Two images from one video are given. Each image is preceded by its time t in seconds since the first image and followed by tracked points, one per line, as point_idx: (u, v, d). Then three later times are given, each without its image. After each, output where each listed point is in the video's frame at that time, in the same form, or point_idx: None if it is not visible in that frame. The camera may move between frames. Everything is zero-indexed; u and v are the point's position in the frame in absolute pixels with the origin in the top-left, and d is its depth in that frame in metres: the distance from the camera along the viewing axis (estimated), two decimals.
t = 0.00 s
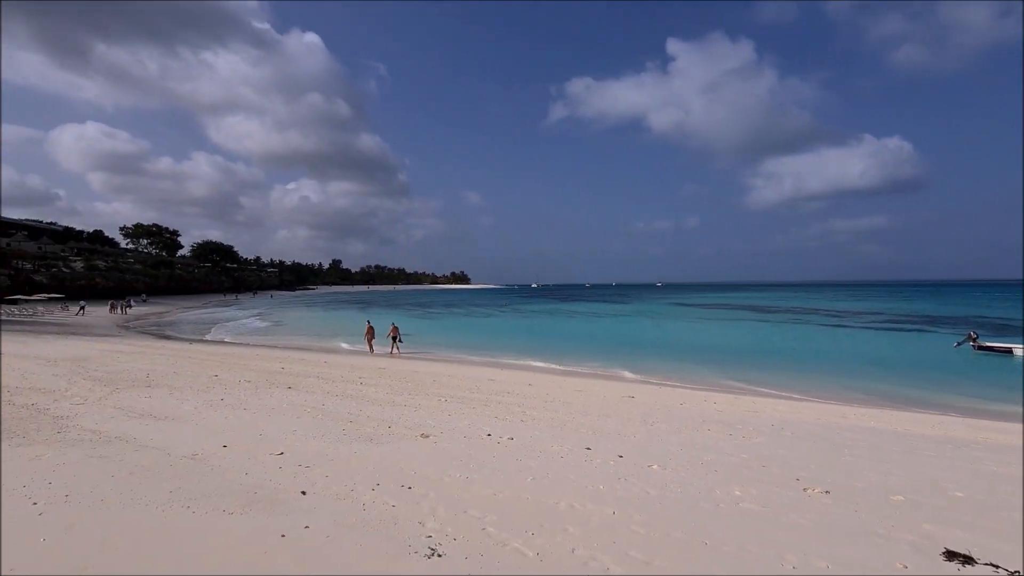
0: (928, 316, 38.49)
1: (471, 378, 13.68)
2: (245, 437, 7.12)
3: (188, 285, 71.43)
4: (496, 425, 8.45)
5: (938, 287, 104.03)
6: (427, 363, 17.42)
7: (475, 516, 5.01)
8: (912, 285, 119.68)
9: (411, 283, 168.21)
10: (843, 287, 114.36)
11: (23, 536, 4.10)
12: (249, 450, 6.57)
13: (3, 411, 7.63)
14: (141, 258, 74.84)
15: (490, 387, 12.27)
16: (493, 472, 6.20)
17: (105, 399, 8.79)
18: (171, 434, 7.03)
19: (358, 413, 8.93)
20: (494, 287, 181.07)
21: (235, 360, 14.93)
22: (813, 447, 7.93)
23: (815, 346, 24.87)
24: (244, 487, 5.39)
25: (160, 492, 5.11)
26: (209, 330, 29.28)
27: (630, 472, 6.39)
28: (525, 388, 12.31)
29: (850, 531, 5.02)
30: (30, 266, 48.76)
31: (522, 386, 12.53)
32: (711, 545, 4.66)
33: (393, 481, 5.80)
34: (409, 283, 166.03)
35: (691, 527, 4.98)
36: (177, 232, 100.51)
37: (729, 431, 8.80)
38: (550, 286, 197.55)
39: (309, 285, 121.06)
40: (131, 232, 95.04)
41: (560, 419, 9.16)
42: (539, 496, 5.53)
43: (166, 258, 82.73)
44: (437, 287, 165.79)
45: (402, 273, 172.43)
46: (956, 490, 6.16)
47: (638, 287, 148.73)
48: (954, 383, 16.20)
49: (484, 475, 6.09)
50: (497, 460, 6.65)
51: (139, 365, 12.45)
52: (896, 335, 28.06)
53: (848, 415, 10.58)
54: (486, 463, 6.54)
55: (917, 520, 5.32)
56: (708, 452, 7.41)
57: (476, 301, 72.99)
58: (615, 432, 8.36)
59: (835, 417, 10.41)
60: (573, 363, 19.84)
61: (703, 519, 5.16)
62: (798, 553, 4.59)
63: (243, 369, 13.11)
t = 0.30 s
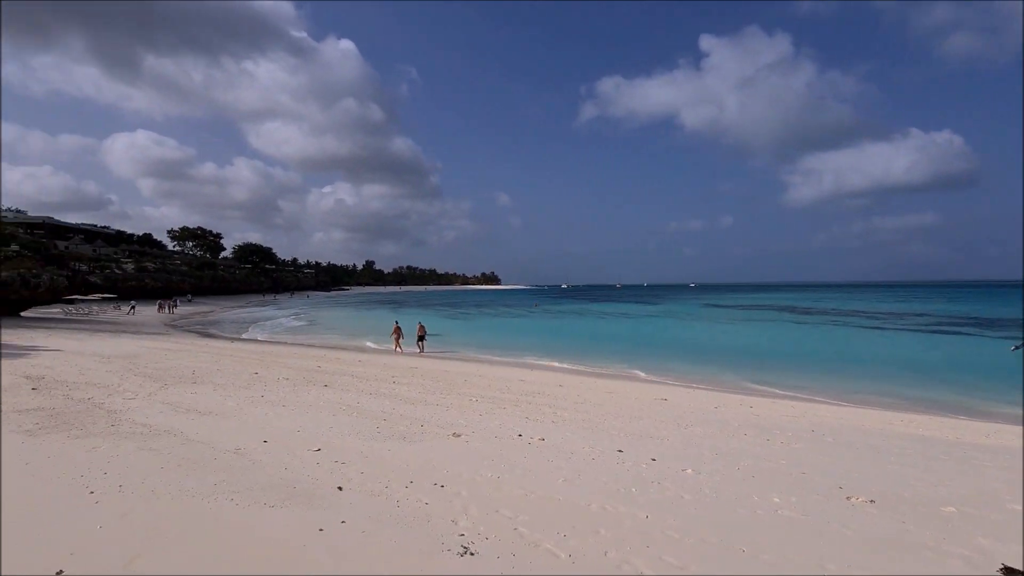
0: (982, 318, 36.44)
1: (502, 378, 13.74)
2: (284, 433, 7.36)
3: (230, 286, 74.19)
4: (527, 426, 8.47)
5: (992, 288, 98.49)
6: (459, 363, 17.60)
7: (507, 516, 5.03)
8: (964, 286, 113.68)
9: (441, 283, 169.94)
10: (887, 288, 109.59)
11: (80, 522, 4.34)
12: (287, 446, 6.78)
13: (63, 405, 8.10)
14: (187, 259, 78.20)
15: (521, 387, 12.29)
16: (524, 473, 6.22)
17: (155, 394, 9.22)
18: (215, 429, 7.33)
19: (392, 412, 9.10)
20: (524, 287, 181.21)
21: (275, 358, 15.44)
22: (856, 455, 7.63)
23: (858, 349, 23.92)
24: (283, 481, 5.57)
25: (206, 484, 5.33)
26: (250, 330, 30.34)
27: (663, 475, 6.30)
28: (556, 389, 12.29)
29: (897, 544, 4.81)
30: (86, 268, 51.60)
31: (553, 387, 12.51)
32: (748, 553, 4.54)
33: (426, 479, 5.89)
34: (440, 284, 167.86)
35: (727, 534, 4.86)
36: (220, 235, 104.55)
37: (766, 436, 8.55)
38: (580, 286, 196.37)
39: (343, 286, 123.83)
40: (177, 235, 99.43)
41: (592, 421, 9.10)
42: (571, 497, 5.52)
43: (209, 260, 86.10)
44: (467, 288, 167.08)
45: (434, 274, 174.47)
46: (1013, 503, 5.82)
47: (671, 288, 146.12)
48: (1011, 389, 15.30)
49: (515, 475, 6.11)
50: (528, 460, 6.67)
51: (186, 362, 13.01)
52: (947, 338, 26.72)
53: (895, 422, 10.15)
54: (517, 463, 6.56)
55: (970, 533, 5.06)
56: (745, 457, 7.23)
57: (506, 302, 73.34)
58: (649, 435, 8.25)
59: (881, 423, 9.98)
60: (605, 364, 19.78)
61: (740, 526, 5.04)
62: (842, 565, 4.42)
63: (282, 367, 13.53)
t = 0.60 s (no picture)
0: None
1: (532, 378, 13.73)
2: (320, 430, 7.56)
3: (267, 287, 76.59)
4: (557, 427, 8.44)
5: None
6: (489, 363, 17.71)
7: (538, 516, 5.04)
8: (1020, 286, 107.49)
9: (471, 284, 171.13)
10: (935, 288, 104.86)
11: (133, 511, 4.56)
12: (323, 442, 6.97)
13: (116, 400, 8.54)
14: (227, 261, 81.20)
15: (550, 388, 12.27)
16: (554, 474, 6.20)
17: (199, 391, 9.61)
18: (256, 424, 7.60)
19: (424, 411, 9.23)
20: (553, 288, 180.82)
21: (311, 357, 15.86)
22: (902, 462, 7.31)
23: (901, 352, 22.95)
24: (320, 476, 5.73)
25: (248, 478, 5.53)
26: (287, 329, 31.30)
27: (697, 480, 6.18)
28: (586, 390, 12.21)
29: (948, 557, 4.59)
30: (135, 269, 54.16)
31: (583, 388, 12.44)
32: (787, 561, 4.41)
33: (457, 478, 5.95)
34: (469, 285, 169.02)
35: (765, 541, 4.74)
36: (259, 237, 108.10)
37: (805, 441, 8.28)
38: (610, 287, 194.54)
39: (375, 287, 126.09)
40: (219, 238, 103.35)
41: (624, 423, 9.00)
42: (602, 500, 5.47)
43: (248, 261, 89.07)
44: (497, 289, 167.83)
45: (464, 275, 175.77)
46: None
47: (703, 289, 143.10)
48: None
49: (546, 476, 6.11)
50: (559, 461, 6.66)
51: (228, 360, 13.51)
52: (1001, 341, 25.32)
53: (944, 429, 9.69)
54: (548, 464, 6.54)
55: None
56: (783, 463, 7.02)
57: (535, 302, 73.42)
58: (682, 438, 8.11)
59: (929, 430, 9.54)
60: (635, 366, 19.67)
61: (778, 533, 4.91)
62: None
63: (318, 366, 13.87)
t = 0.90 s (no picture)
0: None
1: (559, 379, 13.71)
2: (351, 428, 7.73)
3: (299, 288, 78.51)
4: (584, 428, 8.42)
5: None
6: (516, 364, 17.75)
7: (566, 518, 5.03)
8: None
9: (497, 285, 171.80)
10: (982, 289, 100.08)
11: (176, 504, 4.76)
12: (354, 440, 7.12)
13: (159, 396, 8.92)
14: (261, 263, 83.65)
15: (578, 389, 12.23)
16: (582, 475, 6.19)
17: (236, 388, 9.92)
18: (290, 421, 7.82)
19: (452, 410, 9.33)
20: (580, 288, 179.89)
21: (341, 356, 16.19)
22: (946, 471, 7.01)
23: (944, 355, 22.02)
24: (352, 473, 5.86)
25: (283, 473, 5.70)
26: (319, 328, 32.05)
27: (728, 484, 6.07)
28: (614, 392, 12.12)
29: (995, 571, 4.39)
30: (176, 270, 56.26)
31: (611, 390, 12.35)
32: (825, 570, 4.30)
33: (485, 477, 5.99)
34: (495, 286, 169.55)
35: (800, 549, 4.62)
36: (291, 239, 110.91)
37: (842, 447, 8.03)
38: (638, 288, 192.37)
39: (403, 288, 127.78)
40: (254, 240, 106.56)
41: (652, 425, 8.90)
42: (630, 503, 5.42)
43: (281, 263, 91.56)
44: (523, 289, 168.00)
45: (490, 275, 176.55)
46: None
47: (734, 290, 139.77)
48: None
49: (574, 477, 6.10)
50: (587, 462, 6.64)
51: (262, 358, 13.91)
52: None
53: (992, 437, 9.25)
54: (575, 465, 6.52)
55: None
56: (819, 469, 6.82)
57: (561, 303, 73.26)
58: (712, 442, 7.96)
59: (976, 437, 9.12)
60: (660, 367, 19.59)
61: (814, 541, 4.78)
62: None
63: (348, 365, 14.17)
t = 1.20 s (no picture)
0: None
1: (587, 381, 13.62)
2: (381, 426, 7.87)
3: (330, 289, 80.25)
4: (613, 430, 8.34)
5: None
6: (543, 365, 17.73)
7: (595, 519, 5.01)
8: None
9: (524, 285, 171.88)
10: None
11: (217, 496, 4.95)
12: (384, 438, 7.25)
13: (198, 393, 9.25)
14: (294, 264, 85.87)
15: (606, 391, 12.13)
16: (611, 477, 6.14)
17: (271, 386, 10.22)
18: (322, 419, 8.01)
19: (479, 410, 9.38)
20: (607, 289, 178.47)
21: (371, 356, 16.48)
22: (996, 480, 6.67)
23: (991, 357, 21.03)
24: (383, 471, 5.96)
25: (317, 470, 5.85)
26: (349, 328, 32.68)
27: (762, 490, 5.92)
28: (642, 394, 11.97)
29: None
30: (213, 272, 58.24)
31: (639, 392, 12.21)
32: None
33: (513, 477, 6.01)
34: (521, 286, 169.51)
35: (838, 558, 4.48)
36: (323, 241, 113.48)
37: (883, 454, 7.73)
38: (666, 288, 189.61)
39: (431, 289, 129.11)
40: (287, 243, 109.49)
41: (683, 428, 8.75)
42: (660, 506, 5.35)
43: (313, 264, 93.80)
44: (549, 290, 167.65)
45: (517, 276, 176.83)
46: None
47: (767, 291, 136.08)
48: None
49: (603, 479, 6.07)
50: (615, 464, 6.58)
51: (295, 357, 14.25)
52: None
53: None
54: (604, 467, 6.48)
55: None
56: (858, 476, 6.60)
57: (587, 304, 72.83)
58: (745, 446, 7.78)
59: None
60: (686, 368, 19.34)
61: (853, 550, 4.62)
62: None
63: (378, 364, 14.40)
